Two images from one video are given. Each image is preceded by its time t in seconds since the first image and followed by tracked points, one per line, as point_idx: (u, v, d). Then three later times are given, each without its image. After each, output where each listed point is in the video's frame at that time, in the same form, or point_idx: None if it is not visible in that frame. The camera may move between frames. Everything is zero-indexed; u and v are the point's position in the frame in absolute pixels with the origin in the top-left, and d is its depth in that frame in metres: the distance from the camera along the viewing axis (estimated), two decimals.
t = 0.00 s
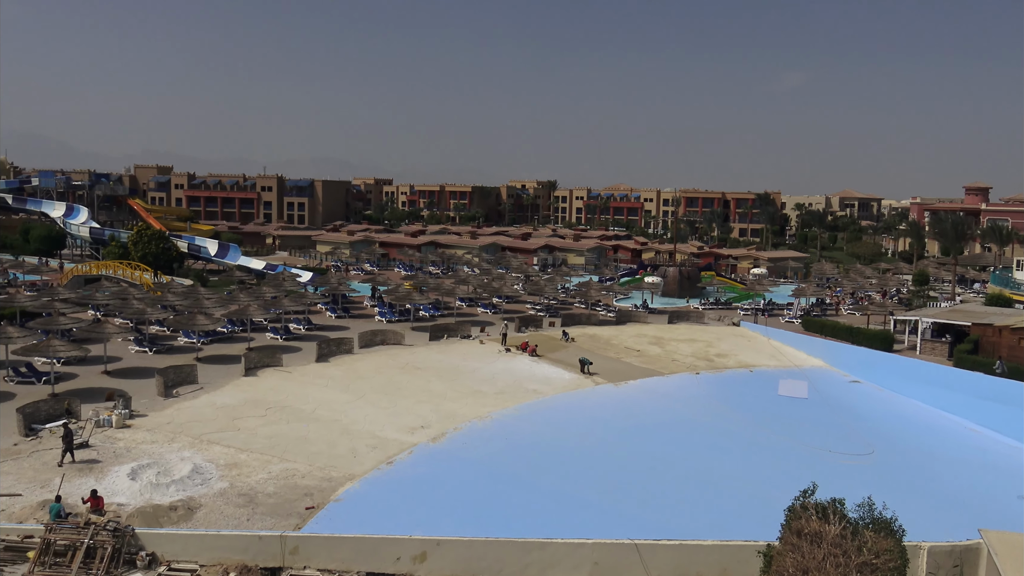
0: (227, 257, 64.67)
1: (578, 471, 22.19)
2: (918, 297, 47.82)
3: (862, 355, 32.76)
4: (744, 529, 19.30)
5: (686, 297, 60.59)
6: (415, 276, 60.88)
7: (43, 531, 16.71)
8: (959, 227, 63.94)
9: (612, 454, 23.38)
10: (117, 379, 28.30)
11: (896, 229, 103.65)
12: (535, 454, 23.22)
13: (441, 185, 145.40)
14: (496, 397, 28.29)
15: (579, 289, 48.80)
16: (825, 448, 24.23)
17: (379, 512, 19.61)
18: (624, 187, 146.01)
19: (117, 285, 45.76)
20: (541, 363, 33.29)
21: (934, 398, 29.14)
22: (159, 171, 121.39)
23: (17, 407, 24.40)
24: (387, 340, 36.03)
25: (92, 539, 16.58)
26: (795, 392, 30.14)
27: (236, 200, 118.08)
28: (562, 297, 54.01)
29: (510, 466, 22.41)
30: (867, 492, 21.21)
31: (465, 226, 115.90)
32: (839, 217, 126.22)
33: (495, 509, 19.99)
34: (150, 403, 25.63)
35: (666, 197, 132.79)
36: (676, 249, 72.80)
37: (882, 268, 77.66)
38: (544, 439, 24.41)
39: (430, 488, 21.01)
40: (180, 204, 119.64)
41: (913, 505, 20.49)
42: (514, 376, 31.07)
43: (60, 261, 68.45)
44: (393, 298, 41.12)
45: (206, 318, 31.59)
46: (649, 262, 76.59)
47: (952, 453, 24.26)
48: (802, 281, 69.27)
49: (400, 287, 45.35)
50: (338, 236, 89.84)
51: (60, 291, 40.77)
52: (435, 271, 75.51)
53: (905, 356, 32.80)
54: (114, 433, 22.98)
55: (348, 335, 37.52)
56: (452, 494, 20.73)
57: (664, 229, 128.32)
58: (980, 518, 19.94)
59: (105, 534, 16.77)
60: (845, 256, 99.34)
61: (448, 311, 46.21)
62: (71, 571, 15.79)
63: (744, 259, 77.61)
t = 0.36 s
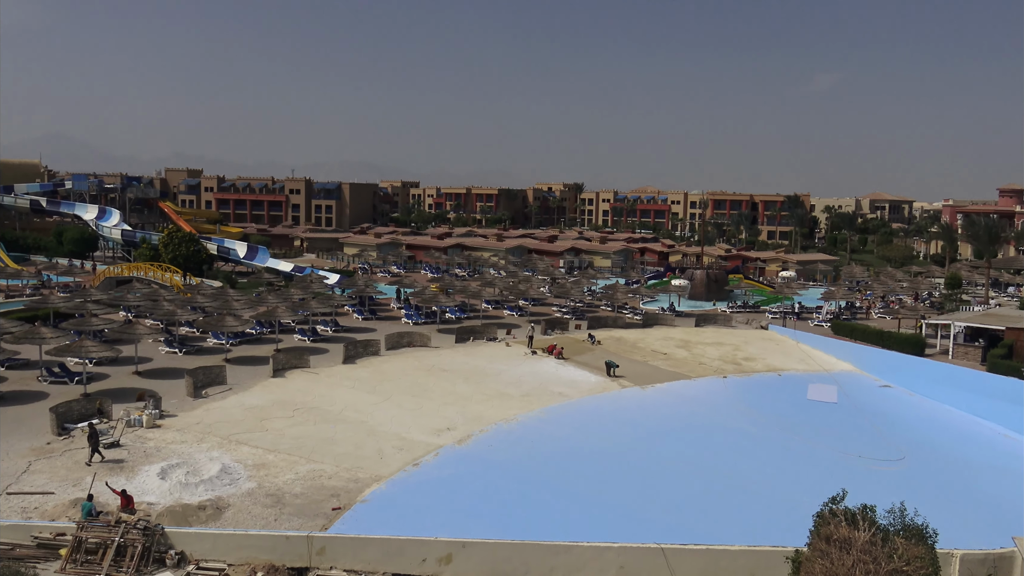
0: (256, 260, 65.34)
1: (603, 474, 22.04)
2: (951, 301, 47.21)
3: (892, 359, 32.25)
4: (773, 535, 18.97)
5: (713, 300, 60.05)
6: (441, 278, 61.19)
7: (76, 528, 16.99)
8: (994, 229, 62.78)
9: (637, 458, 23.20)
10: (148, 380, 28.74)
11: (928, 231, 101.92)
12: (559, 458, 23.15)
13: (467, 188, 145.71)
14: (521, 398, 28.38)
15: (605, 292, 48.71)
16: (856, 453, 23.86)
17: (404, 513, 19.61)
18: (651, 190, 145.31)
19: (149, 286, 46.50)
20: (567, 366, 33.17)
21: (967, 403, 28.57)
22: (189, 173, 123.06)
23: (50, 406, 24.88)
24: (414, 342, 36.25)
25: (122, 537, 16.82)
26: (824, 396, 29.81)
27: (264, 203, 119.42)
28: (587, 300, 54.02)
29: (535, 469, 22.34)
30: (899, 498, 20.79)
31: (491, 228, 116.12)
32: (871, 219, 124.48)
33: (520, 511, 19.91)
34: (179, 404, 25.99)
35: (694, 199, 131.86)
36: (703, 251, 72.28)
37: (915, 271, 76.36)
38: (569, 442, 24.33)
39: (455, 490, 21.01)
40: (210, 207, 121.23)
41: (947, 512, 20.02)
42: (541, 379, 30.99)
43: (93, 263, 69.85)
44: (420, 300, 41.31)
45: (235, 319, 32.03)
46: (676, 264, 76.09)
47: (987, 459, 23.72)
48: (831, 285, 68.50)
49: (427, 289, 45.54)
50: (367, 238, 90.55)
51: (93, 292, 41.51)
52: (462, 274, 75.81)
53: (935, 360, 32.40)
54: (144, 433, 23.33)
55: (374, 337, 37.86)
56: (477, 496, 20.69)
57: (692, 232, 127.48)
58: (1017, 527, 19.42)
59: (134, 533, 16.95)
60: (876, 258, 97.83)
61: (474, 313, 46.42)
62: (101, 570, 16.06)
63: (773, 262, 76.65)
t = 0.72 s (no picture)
0: (284, 261, 65.93)
1: (628, 478, 21.88)
2: (985, 305, 46.36)
3: (924, 364, 31.62)
4: (802, 541, 18.63)
5: (741, 303, 59.48)
6: (467, 280, 61.35)
7: (106, 526, 17.24)
8: None
9: (664, 462, 23.00)
10: (178, 380, 29.16)
11: (962, 234, 100.00)
12: (584, 460, 23.05)
13: (494, 190, 145.89)
14: (547, 401, 28.30)
15: (632, 295, 48.46)
16: (886, 459, 23.43)
17: (429, 514, 19.64)
18: (678, 193, 144.38)
19: (180, 287, 47.18)
20: (593, 369, 33.03)
21: (1002, 409, 27.93)
22: (220, 176, 124.65)
23: (82, 405, 25.35)
24: (440, 344, 36.38)
25: (151, 535, 17.04)
26: (854, 400, 29.36)
27: (293, 205, 120.58)
28: (614, 302, 53.80)
29: (560, 471, 22.28)
30: (931, 505, 20.35)
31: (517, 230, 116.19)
32: (903, 222, 122.44)
33: (545, 513, 19.83)
34: (208, 404, 26.32)
35: (722, 202, 130.84)
36: (731, 254, 71.61)
37: (948, 275, 74.89)
38: (595, 445, 24.22)
39: (482, 492, 20.99)
40: (239, 209, 122.67)
41: (981, 520, 19.54)
42: (566, 381, 30.89)
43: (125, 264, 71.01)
44: (446, 302, 41.45)
45: (264, 321, 32.39)
46: (704, 267, 75.49)
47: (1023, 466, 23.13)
48: (862, 288, 67.47)
49: (454, 291, 45.65)
50: (394, 240, 91.11)
51: (125, 293, 42.22)
52: (488, 276, 75.93)
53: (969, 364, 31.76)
54: (173, 432, 23.67)
55: (401, 338, 38.07)
56: (502, 498, 20.69)
57: (720, 235, 126.41)
58: None
59: (164, 531, 17.18)
60: (908, 262, 96.17)
61: (500, 315, 46.48)
62: (131, 568, 16.16)
63: (802, 265, 75.67)
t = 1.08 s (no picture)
0: (311, 262, 66.56)
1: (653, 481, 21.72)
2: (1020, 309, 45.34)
3: (955, 369, 31.00)
4: (829, 547, 18.33)
5: (769, 306, 58.82)
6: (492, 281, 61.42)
7: (135, 523, 17.48)
8: None
9: (689, 465, 22.80)
10: (206, 379, 29.54)
11: (996, 237, 98.00)
12: (609, 463, 22.93)
13: (520, 192, 145.94)
14: (572, 403, 28.18)
15: (658, 297, 48.13)
16: (916, 465, 23.00)
17: (453, 515, 19.65)
18: (705, 195, 143.34)
19: (209, 288, 47.78)
20: (618, 371, 32.85)
21: None
22: (248, 178, 126.17)
23: (113, 404, 25.80)
24: (465, 345, 36.46)
25: (179, 533, 17.22)
26: (884, 404, 28.91)
27: (320, 207, 121.62)
28: (640, 305, 53.50)
29: (584, 473, 22.19)
30: (962, 512, 19.92)
31: (542, 232, 116.06)
32: (934, 224, 120.31)
33: (568, 515, 19.75)
34: (235, 404, 26.64)
35: (749, 204, 129.54)
36: (758, 256, 70.81)
37: (982, 278, 73.34)
38: (620, 448, 24.09)
39: (506, 494, 20.95)
40: (267, 210, 123.98)
41: (1014, 528, 19.07)
42: (591, 384, 30.75)
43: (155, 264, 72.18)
44: (471, 303, 41.52)
45: (290, 321, 32.70)
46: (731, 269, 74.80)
47: None
48: (892, 291, 66.34)
49: (479, 293, 45.70)
50: (419, 242, 91.54)
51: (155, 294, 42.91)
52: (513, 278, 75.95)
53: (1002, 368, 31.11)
54: (201, 432, 23.99)
55: (426, 340, 38.20)
56: (526, 499, 20.65)
57: (747, 237, 125.20)
58: None
59: (191, 529, 17.35)
60: (940, 264, 94.41)
61: (525, 317, 46.45)
62: (159, 565, 16.37)
63: (831, 267, 74.65)
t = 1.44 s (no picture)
0: (337, 263, 67.08)
1: (676, 486, 21.54)
2: None
3: (985, 377, 30.38)
4: (855, 555, 18.04)
5: (795, 311, 58.14)
6: (517, 283, 61.44)
7: (161, 520, 17.73)
8: None
9: (713, 470, 22.61)
10: (233, 378, 29.89)
11: None
12: (632, 467, 22.79)
13: (545, 195, 145.87)
14: (595, 406, 28.04)
15: (683, 301, 47.79)
16: (945, 474, 22.57)
17: (476, 516, 19.66)
18: (732, 199, 142.17)
19: (237, 288, 48.38)
20: (642, 375, 32.65)
21: None
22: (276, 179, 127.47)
23: (140, 401, 26.18)
24: (488, 347, 36.53)
25: (204, 530, 17.42)
26: (912, 412, 28.39)
27: (346, 208, 122.55)
28: (664, 308, 53.17)
29: (607, 477, 22.05)
30: (992, 522, 19.48)
31: (567, 235, 115.76)
32: (966, 230, 118.11)
33: (593, 518, 19.67)
34: (260, 403, 26.91)
35: (777, 208, 128.22)
36: (785, 260, 70.00)
37: (1014, 285, 71.82)
38: (644, 451, 23.94)
39: (530, 496, 20.90)
40: (294, 210, 125.27)
41: None
42: (615, 387, 30.60)
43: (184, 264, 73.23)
44: (496, 305, 41.55)
45: (316, 321, 32.97)
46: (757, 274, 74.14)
47: None
48: (921, 297, 65.22)
49: (503, 295, 45.72)
50: (444, 243, 91.88)
51: (184, 292, 43.46)
52: (538, 280, 75.90)
53: None
54: (227, 430, 24.26)
55: (450, 341, 38.31)
56: (548, 502, 20.57)
57: (774, 241, 123.94)
58: None
59: (216, 526, 17.54)
60: (971, 271, 92.69)
61: (549, 319, 46.40)
62: (185, 560, 16.58)
63: (859, 272, 73.61)
